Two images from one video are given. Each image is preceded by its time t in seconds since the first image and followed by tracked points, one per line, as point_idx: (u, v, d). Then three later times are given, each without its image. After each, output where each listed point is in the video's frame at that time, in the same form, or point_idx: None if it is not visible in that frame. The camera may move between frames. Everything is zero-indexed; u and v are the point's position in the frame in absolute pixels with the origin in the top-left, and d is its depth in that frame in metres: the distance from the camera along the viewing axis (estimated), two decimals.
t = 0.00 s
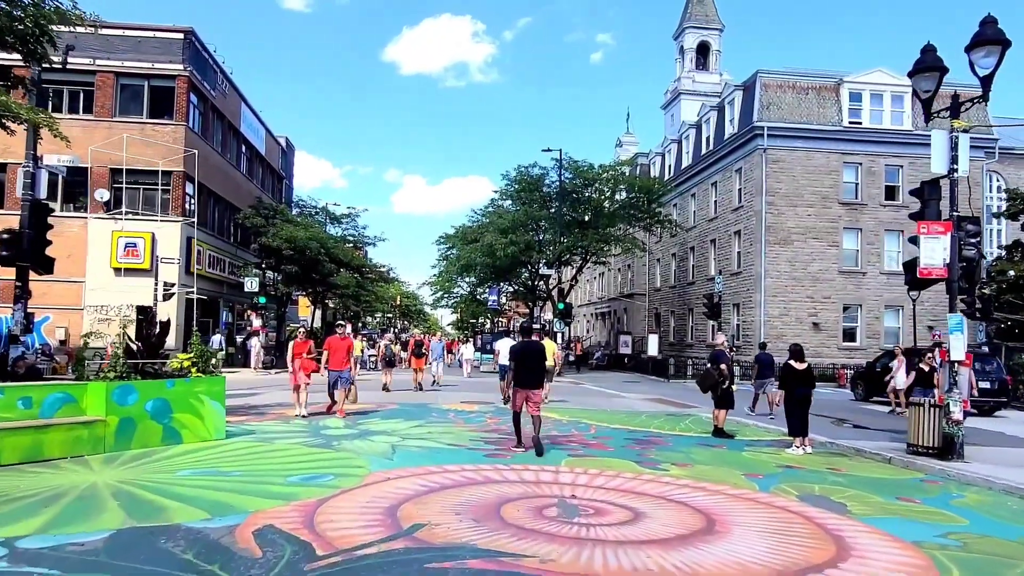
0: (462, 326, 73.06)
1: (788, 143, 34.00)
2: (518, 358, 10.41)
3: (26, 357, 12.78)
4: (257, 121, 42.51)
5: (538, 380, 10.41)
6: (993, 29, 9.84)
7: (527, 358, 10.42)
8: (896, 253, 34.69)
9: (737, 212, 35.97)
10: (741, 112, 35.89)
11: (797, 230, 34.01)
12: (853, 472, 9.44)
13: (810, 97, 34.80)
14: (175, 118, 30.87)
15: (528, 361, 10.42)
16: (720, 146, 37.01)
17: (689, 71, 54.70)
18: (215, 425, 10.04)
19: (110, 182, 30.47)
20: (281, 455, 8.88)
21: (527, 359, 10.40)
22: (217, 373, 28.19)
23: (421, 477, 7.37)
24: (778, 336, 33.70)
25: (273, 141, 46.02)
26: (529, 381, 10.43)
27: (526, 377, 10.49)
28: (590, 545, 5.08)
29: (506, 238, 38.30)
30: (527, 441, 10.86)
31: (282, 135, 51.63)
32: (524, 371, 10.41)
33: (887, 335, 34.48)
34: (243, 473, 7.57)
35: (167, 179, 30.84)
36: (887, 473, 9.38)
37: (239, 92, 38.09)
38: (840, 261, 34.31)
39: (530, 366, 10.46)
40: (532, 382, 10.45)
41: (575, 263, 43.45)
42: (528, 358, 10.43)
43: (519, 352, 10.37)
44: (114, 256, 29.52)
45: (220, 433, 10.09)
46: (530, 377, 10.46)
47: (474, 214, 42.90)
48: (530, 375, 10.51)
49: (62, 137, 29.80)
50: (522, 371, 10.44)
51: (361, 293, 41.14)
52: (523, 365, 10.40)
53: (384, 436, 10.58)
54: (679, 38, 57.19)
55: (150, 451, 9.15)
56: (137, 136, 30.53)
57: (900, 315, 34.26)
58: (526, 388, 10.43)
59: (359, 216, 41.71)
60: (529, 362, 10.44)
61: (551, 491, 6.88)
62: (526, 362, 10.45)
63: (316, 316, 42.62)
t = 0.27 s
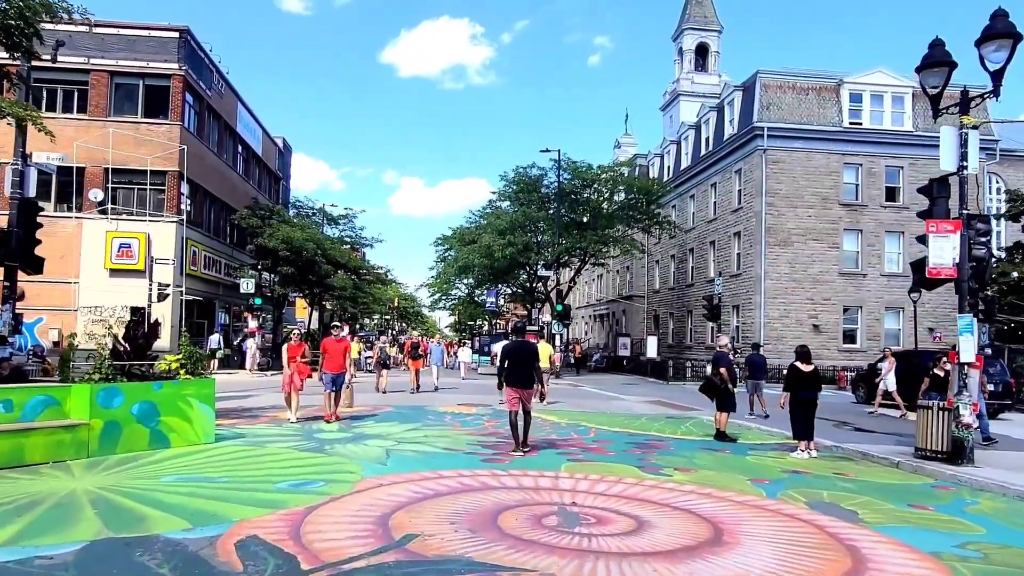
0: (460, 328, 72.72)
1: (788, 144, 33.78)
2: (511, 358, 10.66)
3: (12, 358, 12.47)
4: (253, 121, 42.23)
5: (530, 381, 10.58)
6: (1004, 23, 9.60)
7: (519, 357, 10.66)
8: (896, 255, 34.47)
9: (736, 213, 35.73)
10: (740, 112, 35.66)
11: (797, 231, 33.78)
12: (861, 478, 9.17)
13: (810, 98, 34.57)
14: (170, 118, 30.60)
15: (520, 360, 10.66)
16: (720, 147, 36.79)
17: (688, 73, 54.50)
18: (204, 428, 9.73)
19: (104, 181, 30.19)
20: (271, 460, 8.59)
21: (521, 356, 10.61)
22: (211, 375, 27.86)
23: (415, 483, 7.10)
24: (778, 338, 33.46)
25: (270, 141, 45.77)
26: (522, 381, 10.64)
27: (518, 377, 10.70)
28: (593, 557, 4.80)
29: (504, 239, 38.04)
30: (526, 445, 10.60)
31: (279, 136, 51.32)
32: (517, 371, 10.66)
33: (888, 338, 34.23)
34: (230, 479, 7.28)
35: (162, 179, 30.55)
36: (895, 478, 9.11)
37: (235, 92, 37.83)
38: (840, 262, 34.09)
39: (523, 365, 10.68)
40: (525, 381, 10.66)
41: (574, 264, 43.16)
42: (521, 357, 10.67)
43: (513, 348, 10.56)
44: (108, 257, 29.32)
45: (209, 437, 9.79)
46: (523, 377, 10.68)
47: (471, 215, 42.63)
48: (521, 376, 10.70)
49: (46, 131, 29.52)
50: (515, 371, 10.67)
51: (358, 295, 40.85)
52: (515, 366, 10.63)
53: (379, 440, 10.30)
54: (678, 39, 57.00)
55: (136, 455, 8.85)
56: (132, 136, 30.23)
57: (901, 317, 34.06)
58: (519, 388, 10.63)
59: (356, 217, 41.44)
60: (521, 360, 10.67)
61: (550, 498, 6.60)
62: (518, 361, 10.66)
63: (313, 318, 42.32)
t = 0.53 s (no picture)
0: (457, 328, 72.39)
1: (787, 141, 33.53)
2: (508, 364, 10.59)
3: None
4: (248, 120, 41.88)
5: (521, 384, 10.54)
6: (1015, 12, 9.32)
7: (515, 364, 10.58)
8: (896, 253, 34.26)
9: (735, 211, 35.47)
10: (739, 110, 35.39)
11: (797, 230, 33.54)
12: (872, 481, 8.89)
13: (809, 95, 34.31)
14: (163, 116, 30.23)
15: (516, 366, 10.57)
16: (719, 145, 36.53)
17: (685, 71, 54.28)
18: (191, 433, 9.43)
19: (96, 181, 29.77)
20: (261, 465, 8.27)
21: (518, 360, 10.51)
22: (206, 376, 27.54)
23: (410, 490, 6.80)
24: (778, 337, 33.20)
25: (265, 140, 45.40)
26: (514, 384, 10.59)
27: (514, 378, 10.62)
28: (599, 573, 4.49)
29: (502, 238, 37.74)
30: (525, 448, 10.30)
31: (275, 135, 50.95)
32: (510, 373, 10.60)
33: (888, 337, 34.00)
34: (216, 486, 6.97)
35: (154, 178, 30.20)
36: (907, 482, 8.82)
37: (230, 91, 37.48)
38: (840, 261, 33.85)
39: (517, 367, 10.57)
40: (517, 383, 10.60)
41: (572, 264, 42.83)
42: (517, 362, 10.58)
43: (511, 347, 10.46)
44: (100, 256, 29.10)
45: (197, 442, 9.48)
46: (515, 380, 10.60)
47: (468, 214, 42.36)
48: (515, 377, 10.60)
49: (29, 126, 28.96)
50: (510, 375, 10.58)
51: (355, 295, 40.54)
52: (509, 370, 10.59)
53: (375, 444, 10.00)
54: (675, 37, 56.77)
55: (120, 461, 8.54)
56: (124, 134, 29.88)
57: (902, 315, 33.87)
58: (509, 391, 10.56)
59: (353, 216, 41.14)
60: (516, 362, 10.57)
61: (552, 506, 6.29)
62: (513, 362, 10.55)
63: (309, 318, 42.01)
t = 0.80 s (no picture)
0: (455, 329, 72.06)
1: (788, 141, 33.29)
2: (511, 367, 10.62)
3: None
4: (245, 119, 41.57)
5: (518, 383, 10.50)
6: None
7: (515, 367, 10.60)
8: (898, 254, 34.02)
9: (736, 212, 35.22)
10: (740, 109, 35.14)
11: (799, 230, 33.30)
12: (886, 486, 8.62)
13: (811, 95, 34.07)
14: (159, 114, 29.91)
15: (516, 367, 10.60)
16: (720, 145, 36.28)
17: (685, 71, 54.06)
18: (183, 435, 9.14)
19: (91, 180, 29.46)
20: (256, 469, 7.97)
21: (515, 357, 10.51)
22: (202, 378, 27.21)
23: (409, 496, 6.51)
24: (780, 338, 32.95)
25: (262, 140, 45.09)
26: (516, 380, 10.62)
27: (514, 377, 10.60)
28: None
29: (501, 238, 37.46)
30: (527, 450, 10.02)
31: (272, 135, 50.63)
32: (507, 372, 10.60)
33: (890, 338, 33.77)
34: (208, 490, 6.69)
35: (150, 177, 29.88)
36: (921, 486, 8.55)
37: (227, 89, 37.18)
38: (842, 261, 33.62)
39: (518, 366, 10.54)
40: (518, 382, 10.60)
41: (571, 264, 42.52)
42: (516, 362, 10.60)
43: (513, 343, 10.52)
44: (95, 256, 28.82)
45: (190, 445, 9.19)
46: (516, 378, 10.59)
47: (467, 214, 42.09)
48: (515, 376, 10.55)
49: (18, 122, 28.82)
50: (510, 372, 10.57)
51: (352, 295, 40.26)
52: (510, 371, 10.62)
53: (372, 447, 9.71)
54: (674, 38, 56.55)
55: (109, 464, 8.25)
56: (120, 133, 29.57)
57: (903, 316, 33.66)
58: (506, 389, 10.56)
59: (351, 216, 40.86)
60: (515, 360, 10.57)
61: (557, 512, 6.01)
62: (513, 361, 10.50)
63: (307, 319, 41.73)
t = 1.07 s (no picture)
0: (453, 329, 71.77)
1: (789, 139, 33.02)
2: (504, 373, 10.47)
3: None
4: (241, 118, 41.24)
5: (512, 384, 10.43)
6: None
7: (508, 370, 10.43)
8: (900, 252, 33.76)
9: (736, 210, 34.94)
10: (740, 107, 34.85)
11: (799, 228, 33.03)
12: (900, 491, 8.33)
13: (811, 92, 33.78)
14: (153, 112, 29.56)
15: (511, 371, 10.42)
16: (719, 143, 36.01)
17: (684, 69, 53.77)
18: (172, 440, 8.83)
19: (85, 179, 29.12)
20: (246, 476, 7.65)
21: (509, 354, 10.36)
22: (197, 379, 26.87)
23: (405, 506, 6.21)
24: (781, 338, 32.67)
25: (258, 139, 44.75)
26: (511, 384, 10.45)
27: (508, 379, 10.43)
28: None
29: (499, 237, 37.17)
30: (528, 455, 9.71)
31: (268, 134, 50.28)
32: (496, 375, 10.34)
33: (891, 337, 33.51)
34: (196, 500, 6.37)
35: (144, 176, 29.53)
36: (937, 492, 8.26)
37: (222, 88, 36.85)
38: (843, 260, 33.36)
39: (515, 369, 10.33)
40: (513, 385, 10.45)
41: (570, 263, 42.20)
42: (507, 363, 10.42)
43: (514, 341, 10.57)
44: (88, 256, 28.49)
45: (179, 450, 8.88)
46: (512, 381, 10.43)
47: (465, 213, 41.78)
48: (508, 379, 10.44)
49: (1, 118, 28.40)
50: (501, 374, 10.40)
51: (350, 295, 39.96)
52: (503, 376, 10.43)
53: (368, 451, 9.40)
54: (673, 36, 56.28)
55: (94, 471, 7.94)
56: (113, 131, 29.22)
57: (905, 315, 33.41)
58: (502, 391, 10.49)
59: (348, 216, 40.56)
60: (510, 361, 10.47)
61: (562, 523, 5.71)
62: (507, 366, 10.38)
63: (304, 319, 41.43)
